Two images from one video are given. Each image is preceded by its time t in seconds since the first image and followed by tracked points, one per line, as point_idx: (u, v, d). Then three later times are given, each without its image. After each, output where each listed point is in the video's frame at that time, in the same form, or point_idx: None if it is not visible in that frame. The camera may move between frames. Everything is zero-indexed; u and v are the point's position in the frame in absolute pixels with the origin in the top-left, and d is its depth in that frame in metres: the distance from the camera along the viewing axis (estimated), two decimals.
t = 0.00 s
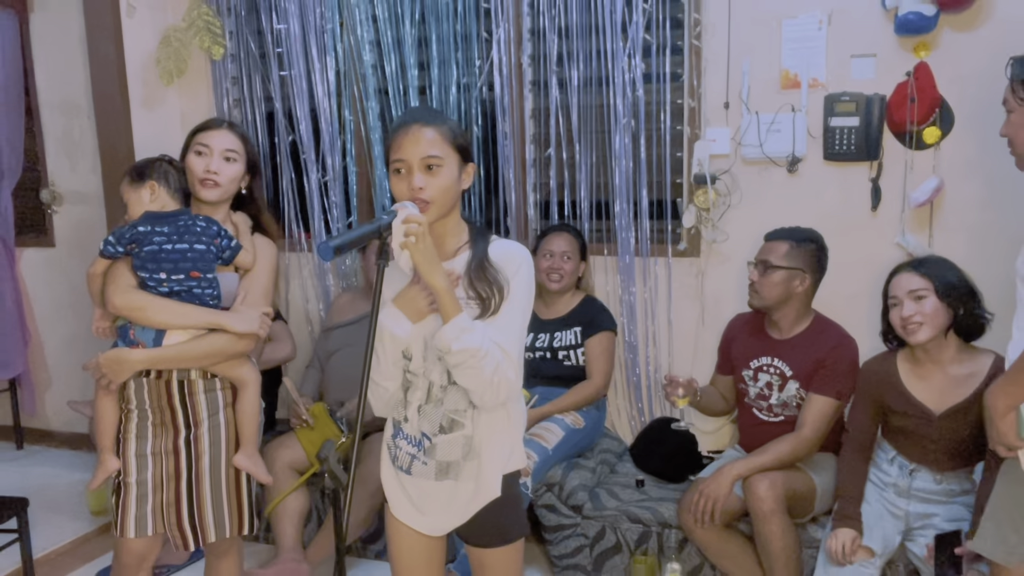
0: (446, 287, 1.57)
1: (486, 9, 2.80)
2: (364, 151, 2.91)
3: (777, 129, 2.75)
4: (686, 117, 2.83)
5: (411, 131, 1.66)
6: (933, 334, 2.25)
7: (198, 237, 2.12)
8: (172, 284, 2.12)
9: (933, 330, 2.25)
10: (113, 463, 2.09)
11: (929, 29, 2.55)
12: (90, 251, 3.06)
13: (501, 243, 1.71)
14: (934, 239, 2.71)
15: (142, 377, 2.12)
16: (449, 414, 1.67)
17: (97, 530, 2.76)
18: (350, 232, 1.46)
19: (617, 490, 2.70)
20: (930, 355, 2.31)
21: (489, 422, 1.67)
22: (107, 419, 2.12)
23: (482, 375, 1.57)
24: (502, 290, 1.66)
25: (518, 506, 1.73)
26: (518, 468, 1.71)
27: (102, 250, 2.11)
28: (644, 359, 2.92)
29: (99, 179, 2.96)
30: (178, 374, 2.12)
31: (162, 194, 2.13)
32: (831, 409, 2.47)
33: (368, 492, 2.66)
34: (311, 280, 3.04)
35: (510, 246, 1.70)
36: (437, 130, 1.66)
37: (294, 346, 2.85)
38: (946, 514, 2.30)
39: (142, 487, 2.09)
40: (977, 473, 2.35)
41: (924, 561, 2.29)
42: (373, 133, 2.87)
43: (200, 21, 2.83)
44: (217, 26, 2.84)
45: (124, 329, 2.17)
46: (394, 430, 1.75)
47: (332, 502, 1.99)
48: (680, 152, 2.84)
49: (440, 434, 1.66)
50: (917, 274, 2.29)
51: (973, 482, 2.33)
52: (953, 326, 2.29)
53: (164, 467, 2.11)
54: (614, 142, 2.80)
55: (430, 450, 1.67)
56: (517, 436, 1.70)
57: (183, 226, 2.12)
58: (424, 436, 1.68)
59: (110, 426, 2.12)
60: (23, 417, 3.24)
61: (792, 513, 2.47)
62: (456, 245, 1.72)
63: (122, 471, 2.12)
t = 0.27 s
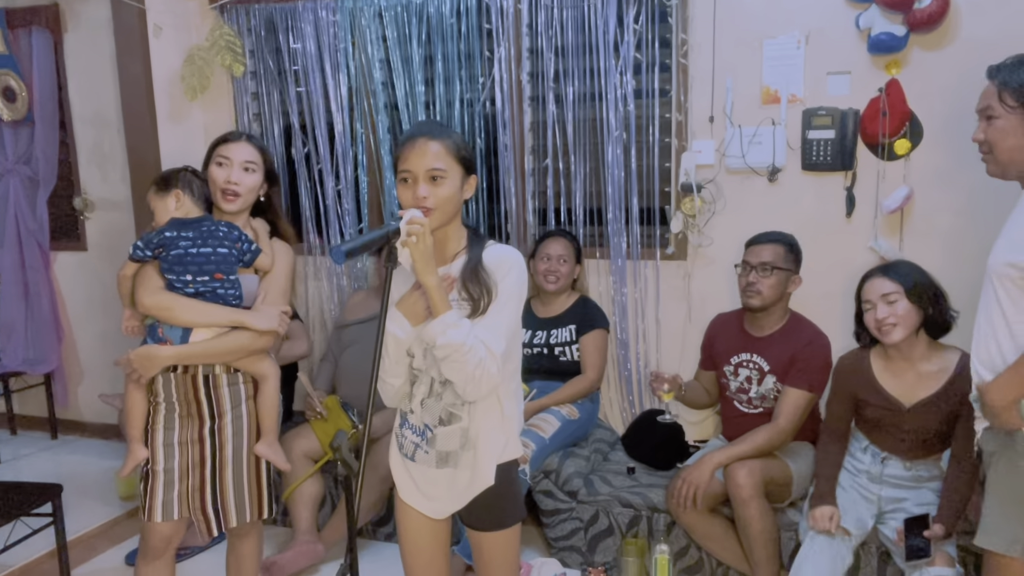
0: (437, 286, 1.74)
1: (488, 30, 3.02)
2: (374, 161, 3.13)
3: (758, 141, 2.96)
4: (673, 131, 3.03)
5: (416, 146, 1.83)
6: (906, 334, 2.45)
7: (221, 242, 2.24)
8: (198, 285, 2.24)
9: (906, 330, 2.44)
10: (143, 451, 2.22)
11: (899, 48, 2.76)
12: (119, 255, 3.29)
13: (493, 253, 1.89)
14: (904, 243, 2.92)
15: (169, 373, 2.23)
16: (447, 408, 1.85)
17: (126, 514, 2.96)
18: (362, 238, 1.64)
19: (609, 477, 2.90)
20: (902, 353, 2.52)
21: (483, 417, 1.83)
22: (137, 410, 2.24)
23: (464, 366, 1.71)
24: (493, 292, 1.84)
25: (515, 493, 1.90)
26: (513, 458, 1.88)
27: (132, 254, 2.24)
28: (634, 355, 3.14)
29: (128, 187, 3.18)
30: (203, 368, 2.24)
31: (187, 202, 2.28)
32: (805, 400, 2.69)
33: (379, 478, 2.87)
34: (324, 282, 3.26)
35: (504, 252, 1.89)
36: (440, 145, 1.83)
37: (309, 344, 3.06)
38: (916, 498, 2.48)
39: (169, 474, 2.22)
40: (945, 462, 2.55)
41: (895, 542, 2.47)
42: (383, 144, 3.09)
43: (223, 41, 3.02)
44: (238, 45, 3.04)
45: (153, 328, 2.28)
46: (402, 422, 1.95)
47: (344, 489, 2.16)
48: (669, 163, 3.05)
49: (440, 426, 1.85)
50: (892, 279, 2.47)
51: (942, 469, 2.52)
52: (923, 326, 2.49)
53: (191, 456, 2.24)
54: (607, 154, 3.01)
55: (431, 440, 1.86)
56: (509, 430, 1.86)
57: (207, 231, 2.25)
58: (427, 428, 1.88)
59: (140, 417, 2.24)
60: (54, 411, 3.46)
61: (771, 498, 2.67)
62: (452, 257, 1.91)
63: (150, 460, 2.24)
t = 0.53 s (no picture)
0: (436, 288, 1.85)
1: (489, 40, 3.14)
2: (379, 167, 3.27)
3: (749, 147, 3.08)
4: (667, 137, 3.15)
5: (422, 154, 1.95)
6: (893, 331, 2.59)
7: (237, 246, 2.35)
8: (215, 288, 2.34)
9: (892, 327, 2.59)
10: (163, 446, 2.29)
11: (884, 58, 2.89)
12: (134, 257, 3.43)
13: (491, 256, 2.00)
14: (889, 245, 3.04)
15: (190, 371, 2.32)
16: (446, 404, 1.97)
17: (142, 506, 3.07)
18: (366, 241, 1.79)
19: (606, 470, 3.02)
20: (887, 350, 2.66)
21: (480, 413, 1.95)
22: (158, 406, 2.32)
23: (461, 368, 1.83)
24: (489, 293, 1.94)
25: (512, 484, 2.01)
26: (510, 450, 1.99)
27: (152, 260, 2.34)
28: (630, 353, 3.26)
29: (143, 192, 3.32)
30: (223, 366, 2.33)
31: (203, 208, 2.36)
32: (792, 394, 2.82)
33: (385, 471, 2.99)
34: (332, 283, 3.39)
35: (501, 255, 1.99)
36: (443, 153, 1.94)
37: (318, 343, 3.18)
38: (900, 488, 2.60)
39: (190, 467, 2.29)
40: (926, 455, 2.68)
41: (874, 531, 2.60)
42: (387, 150, 3.21)
43: (234, 51, 3.15)
44: (249, 55, 3.16)
45: (173, 329, 2.38)
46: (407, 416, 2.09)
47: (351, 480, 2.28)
48: (662, 168, 3.17)
49: (440, 421, 1.98)
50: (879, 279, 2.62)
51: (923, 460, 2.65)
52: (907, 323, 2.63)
53: (208, 447, 2.32)
54: (604, 159, 3.14)
55: (432, 434, 1.99)
56: (505, 425, 1.97)
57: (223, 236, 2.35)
58: (429, 422, 2.01)
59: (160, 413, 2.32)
60: (70, 408, 3.58)
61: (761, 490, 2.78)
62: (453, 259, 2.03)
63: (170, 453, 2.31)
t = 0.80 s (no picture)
0: (450, 326, 1.69)
1: (488, 30, 3.02)
2: (374, 161, 3.15)
3: (758, 141, 2.96)
4: (673, 130, 3.04)
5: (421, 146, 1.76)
6: (890, 333, 2.48)
7: (235, 246, 2.19)
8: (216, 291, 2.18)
9: (891, 328, 2.47)
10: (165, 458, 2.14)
11: (899, 47, 2.75)
12: (120, 255, 3.31)
13: (497, 256, 1.79)
14: (904, 243, 2.92)
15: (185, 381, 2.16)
16: (448, 405, 1.83)
17: (125, 515, 2.94)
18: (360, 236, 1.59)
19: (610, 477, 2.91)
20: (886, 355, 2.54)
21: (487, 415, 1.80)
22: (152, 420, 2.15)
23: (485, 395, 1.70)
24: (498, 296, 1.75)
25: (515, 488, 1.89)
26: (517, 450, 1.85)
27: (141, 262, 2.12)
28: (635, 356, 3.14)
29: (128, 188, 3.20)
30: (223, 373, 2.18)
31: (196, 206, 2.16)
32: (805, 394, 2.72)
33: (379, 478, 2.86)
34: (325, 282, 3.27)
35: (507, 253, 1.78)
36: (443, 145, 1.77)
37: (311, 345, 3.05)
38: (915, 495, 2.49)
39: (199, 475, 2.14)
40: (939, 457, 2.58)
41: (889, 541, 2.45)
42: (383, 145, 3.10)
43: (223, 41, 3.03)
44: (238, 45, 3.05)
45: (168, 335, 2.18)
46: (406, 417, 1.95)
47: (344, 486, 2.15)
48: (668, 163, 3.06)
49: (442, 422, 1.83)
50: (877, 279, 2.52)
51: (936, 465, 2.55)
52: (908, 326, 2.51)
53: (215, 457, 2.16)
54: (607, 153, 3.01)
55: (433, 436, 1.85)
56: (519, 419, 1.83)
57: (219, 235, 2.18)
58: (430, 423, 1.87)
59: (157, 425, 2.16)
60: (53, 411, 3.46)
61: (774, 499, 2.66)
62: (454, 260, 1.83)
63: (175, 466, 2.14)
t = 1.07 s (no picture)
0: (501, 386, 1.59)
1: (487, 19, 2.90)
2: (368, 156, 3.03)
3: (768, 135, 2.85)
4: (680, 124, 2.92)
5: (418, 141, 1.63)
6: (891, 334, 2.38)
7: (232, 243, 1.98)
8: (218, 293, 1.97)
9: (891, 329, 2.38)
10: (161, 472, 1.96)
11: (914, 38, 2.64)
12: (105, 253, 3.20)
13: (505, 255, 1.63)
14: (919, 241, 2.80)
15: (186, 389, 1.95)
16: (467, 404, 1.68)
17: (109, 523, 2.83)
18: (355, 233, 1.49)
19: (613, 484, 2.79)
20: (889, 359, 2.43)
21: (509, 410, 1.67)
22: (149, 431, 1.96)
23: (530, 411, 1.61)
24: (517, 296, 1.63)
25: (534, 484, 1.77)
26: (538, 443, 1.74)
27: (137, 263, 1.93)
28: (639, 358, 3.03)
29: (113, 183, 3.11)
30: (223, 381, 1.98)
31: (189, 203, 1.95)
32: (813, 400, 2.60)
33: (374, 485, 2.75)
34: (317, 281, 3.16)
35: (514, 248, 1.65)
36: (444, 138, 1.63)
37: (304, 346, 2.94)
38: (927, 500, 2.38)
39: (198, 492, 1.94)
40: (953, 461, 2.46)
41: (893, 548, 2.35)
42: (377, 139, 2.98)
43: (211, 31, 2.93)
44: (227, 34, 2.95)
45: (168, 340, 1.97)
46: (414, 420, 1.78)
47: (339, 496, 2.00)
48: (675, 157, 2.95)
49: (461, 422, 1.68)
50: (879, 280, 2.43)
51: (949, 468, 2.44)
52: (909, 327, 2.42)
53: (215, 470, 1.96)
54: (611, 147, 2.90)
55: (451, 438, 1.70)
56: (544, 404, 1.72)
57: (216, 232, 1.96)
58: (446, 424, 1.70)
59: (154, 437, 1.96)
60: (37, 415, 3.36)
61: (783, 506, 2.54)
62: (455, 259, 1.67)
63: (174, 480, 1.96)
